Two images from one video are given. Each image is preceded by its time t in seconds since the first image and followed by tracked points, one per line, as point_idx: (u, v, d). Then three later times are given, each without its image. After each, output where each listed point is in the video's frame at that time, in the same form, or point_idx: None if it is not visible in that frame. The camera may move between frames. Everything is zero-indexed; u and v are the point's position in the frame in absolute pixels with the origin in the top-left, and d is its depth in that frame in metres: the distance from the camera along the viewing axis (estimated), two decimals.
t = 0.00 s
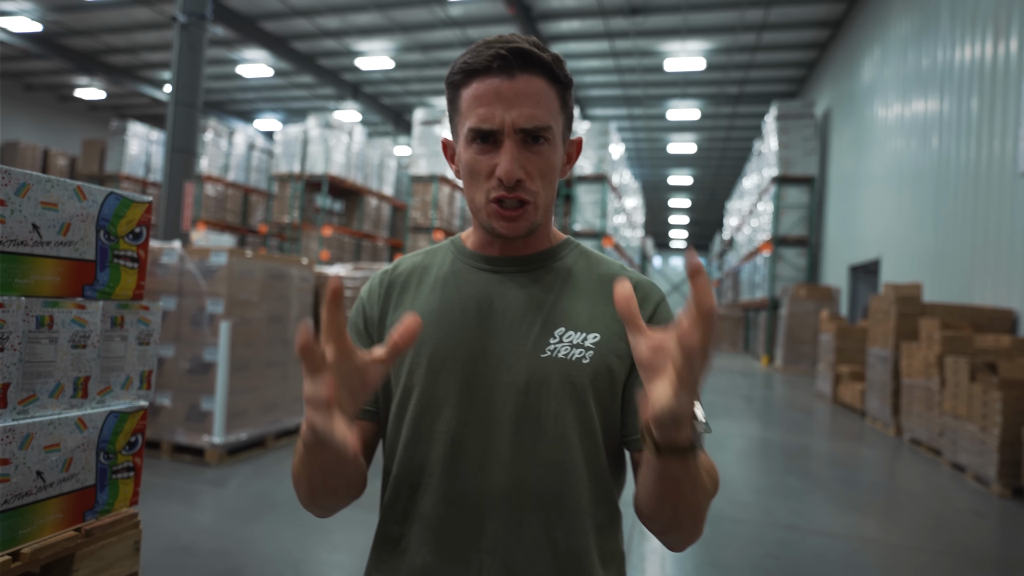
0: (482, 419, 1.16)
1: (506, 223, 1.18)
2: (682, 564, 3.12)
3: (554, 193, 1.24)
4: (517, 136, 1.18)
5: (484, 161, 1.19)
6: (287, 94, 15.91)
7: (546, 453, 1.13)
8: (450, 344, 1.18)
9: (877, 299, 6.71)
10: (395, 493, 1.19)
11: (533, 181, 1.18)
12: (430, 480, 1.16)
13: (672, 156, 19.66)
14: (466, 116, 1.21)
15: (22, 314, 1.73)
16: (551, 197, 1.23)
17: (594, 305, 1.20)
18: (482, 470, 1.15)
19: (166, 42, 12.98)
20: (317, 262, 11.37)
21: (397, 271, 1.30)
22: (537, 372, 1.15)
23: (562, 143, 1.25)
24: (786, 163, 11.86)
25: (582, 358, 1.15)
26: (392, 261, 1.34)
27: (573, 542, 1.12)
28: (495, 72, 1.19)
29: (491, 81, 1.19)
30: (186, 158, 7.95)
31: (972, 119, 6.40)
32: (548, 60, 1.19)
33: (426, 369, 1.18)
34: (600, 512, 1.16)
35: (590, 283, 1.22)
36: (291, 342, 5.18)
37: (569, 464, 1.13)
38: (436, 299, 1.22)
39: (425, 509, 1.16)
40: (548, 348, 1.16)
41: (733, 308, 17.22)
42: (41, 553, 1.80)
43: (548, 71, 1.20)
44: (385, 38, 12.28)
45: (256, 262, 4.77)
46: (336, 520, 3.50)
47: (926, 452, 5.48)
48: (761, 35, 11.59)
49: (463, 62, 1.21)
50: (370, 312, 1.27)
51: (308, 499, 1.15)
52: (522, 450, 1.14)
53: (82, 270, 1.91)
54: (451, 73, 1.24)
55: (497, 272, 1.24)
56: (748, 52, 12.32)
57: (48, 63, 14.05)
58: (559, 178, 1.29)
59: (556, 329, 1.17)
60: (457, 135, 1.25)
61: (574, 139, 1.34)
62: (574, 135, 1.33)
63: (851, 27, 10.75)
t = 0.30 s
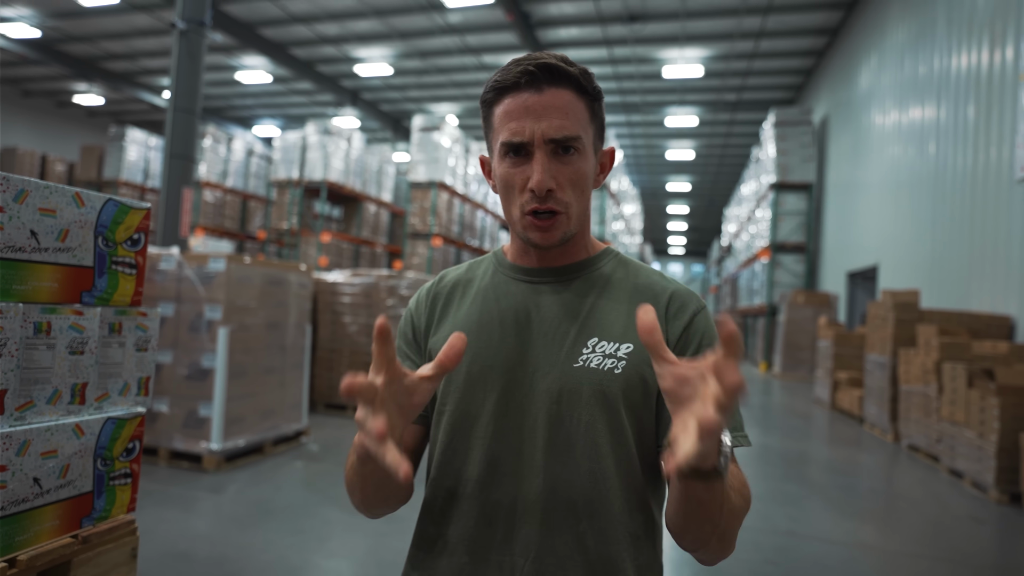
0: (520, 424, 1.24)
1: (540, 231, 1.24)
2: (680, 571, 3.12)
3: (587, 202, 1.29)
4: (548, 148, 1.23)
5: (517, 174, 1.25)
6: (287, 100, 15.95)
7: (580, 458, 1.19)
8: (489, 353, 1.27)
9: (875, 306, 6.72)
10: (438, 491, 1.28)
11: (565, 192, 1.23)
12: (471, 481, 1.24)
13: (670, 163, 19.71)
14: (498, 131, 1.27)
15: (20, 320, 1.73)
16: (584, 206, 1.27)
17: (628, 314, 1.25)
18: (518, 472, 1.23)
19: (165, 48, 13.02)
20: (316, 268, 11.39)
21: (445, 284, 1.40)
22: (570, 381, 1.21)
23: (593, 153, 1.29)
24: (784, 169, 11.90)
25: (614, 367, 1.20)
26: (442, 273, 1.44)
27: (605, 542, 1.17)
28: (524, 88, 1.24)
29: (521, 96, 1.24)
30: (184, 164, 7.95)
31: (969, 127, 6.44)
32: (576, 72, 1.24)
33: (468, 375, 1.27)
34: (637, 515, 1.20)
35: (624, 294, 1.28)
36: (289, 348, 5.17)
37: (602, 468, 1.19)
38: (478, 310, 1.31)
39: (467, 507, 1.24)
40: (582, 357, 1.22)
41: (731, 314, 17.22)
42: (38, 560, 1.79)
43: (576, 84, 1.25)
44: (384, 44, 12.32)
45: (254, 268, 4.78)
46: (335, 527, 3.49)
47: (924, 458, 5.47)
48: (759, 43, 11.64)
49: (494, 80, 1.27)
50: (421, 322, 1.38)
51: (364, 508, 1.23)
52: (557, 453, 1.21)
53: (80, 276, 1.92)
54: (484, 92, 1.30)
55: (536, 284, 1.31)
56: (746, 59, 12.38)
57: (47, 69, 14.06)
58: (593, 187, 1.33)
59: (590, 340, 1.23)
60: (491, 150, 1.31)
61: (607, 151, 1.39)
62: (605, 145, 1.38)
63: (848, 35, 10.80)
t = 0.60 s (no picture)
0: (532, 422, 1.25)
1: (552, 229, 1.23)
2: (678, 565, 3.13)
3: (601, 198, 1.27)
4: (560, 147, 1.22)
5: (528, 174, 1.24)
6: (284, 95, 15.89)
7: (590, 456, 1.19)
8: (505, 351, 1.29)
9: (873, 301, 6.73)
10: (459, 484, 1.31)
11: (577, 190, 1.22)
12: (485, 476, 1.27)
13: (669, 158, 19.69)
14: (510, 132, 1.26)
15: (16, 315, 1.72)
16: (597, 202, 1.26)
17: (641, 311, 1.23)
18: (530, 469, 1.24)
19: (161, 43, 12.96)
20: (313, 263, 11.39)
21: (468, 282, 1.43)
22: (579, 380, 1.22)
23: (605, 150, 1.28)
24: (782, 164, 11.90)
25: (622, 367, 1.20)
26: (467, 270, 1.47)
27: (614, 541, 1.17)
28: (534, 88, 1.23)
29: (531, 96, 1.23)
30: (181, 159, 7.91)
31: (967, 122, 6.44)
32: (586, 71, 1.22)
33: (484, 373, 1.30)
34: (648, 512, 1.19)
35: (638, 290, 1.26)
36: (287, 344, 5.17)
37: (611, 467, 1.18)
38: (495, 308, 1.33)
39: (482, 501, 1.26)
40: (591, 357, 1.22)
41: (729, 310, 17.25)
42: (36, 554, 1.79)
43: (587, 82, 1.23)
44: (381, 39, 12.27)
45: (252, 263, 4.77)
46: (333, 521, 3.50)
47: (920, 453, 5.50)
48: (758, 37, 11.62)
49: (505, 81, 1.26)
50: (447, 318, 1.43)
51: (390, 497, 1.34)
52: (565, 452, 1.21)
53: (76, 271, 1.91)
54: (496, 93, 1.30)
55: (551, 281, 1.32)
56: (745, 54, 12.36)
57: (42, 63, 13.99)
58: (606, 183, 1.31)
59: (600, 339, 1.23)
60: (504, 150, 1.30)
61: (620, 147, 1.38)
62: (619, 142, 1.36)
63: (847, 29, 10.78)
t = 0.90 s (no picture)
0: (521, 420, 1.26)
1: (541, 226, 1.23)
2: (669, 559, 3.15)
3: (590, 196, 1.27)
4: (548, 145, 1.22)
5: (517, 172, 1.24)
6: (276, 90, 15.79)
7: (576, 452, 1.20)
8: (496, 348, 1.29)
9: (864, 297, 6.76)
10: (452, 479, 1.32)
11: (565, 187, 1.22)
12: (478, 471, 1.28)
13: (662, 154, 19.74)
14: (500, 130, 1.26)
15: (1, 311, 1.71)
16: (585, 199, 1.25)
17: (629, 309, 1.23)
18: (519, 466, 1.25)
19: (152, 36, 12.85)
20: (306, 259, 11.36)
21: (463, 277, 1.43)
22: (566, 378, 1.22)
23: (594, 148, 1.27)
24: (775, 161, 11.93)
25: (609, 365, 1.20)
26: (462, 265, 1.47)
27: (600, 534, 1.18)
28: (523, 87, 1.23)
29: (519, 96, 1.23)
30: (172, 154, 7.86)
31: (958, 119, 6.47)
32: (574, 70, 1.22)
33: (477, 369, 1.30)
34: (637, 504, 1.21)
35: (626, 288, 1.26)
36: (279, 340, 5.15)
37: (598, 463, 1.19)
38: (487, 306, 1.34)
39: (472, 498, 1.28)
40: (579, 355, 1.23)
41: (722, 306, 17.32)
42: (23, 552, 1.78)
43: (575, 81, 1.23)
44: (374, 33, 12.21)
45: (244, 259, 4.75)
46: (325, 518, 3.49)
47: (909, 448, 5.55)
48: (751, 33, 11.63)
49: (495, 80, 1.26)
50: (442, 314, 1.43)
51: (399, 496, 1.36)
52: (553, 449, 1.22)
53: (64, 267, 1.90)
54: (486, 92, 1.30)
55: (542, 279, 1.32)
56: (738, 51, 12.38)
57: (31, 56, 13.84)
58: (595, 182, 1.31)
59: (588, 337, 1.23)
60: (494, 147, 1.30)
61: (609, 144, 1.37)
62: (609, 140, 1.36)
63: (840, 26, 10.81)
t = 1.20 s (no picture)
0: (494, 412, 1.26)
1: (507, 231, 1.23)
2: (667, 559, 3.15)
3: (558, 205, 1.27)
4: (514, 155, 1.23)
5: (487, 179, 1.25)
6: (274, 90, 15.79)
7: (545, 442, 1.21)
8: (470, 344, 1.29)
9: (860, 297, 6.79)
10: (426, 475, 1.32)
11: (531, 195, 1.22)
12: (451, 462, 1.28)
13: (659, 154, 19.77)
14: (471, 142, 1.28)
15: (0, 313, 1.71)
16: (553, 207, 1.25)
17: (595, 306, 1.24)
18: (490, 460, 1.25)
19: (149, 37, 12.85)
20: (304, 260, 11.35)
21: (439, 278, 1.43)
22: (536, 373, 1.23)
23: (562, 161, 1.27)
24: (772, 161, 11.96)
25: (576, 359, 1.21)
26: (438, 267, 1.47)
27: (567, 522, 1.19)
28: (493, 102, 1.24)
29: (489, 109, 1.24)
30: (170, 155, 7.84)
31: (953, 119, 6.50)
32: (541, 88, 1.23)
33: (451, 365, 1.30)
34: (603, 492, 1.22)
35: (593, 286, 1.27)
36: (277, 340, 5.15)
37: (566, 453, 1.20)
38: (462, 304, 1.33)
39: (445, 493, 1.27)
40: (548, 350, 1.23)
41: (720, 306, 17.36)
42: (21, 554, 1.79)
43: (541, 98, 1.23)
44: (372, 34, 12.22)
45: (242, 260, 4.75)
46: (323, 518, 3.50)
47: (905, 447, 5.57)
48: (748, 34, 11.66)
49: (469, 96, 1.28)
50: (419, 313, 1.43)
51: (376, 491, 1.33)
52: (523, 443, 1.22)
53: (63, 270, 1.91)
54: (462, 107, 1.32)
55: (513, 280, 1.32)
56: (735, 51, 12.41)
57: (28, 57, 13.82)
58: (564, 193, 1.30)
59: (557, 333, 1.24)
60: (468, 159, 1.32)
61: (579, 155, 1.33)
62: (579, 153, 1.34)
63: (836, 27, 10.85)
